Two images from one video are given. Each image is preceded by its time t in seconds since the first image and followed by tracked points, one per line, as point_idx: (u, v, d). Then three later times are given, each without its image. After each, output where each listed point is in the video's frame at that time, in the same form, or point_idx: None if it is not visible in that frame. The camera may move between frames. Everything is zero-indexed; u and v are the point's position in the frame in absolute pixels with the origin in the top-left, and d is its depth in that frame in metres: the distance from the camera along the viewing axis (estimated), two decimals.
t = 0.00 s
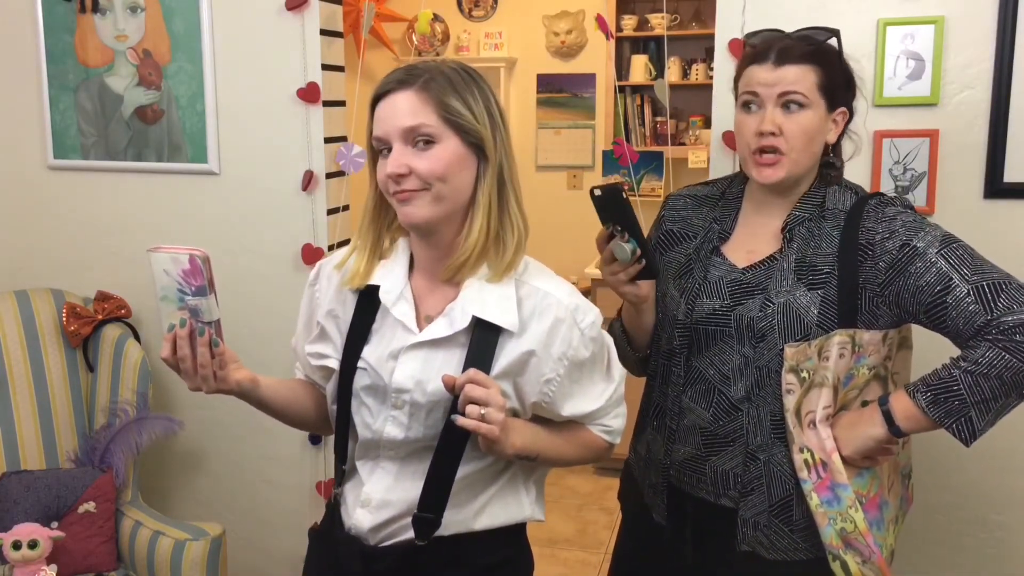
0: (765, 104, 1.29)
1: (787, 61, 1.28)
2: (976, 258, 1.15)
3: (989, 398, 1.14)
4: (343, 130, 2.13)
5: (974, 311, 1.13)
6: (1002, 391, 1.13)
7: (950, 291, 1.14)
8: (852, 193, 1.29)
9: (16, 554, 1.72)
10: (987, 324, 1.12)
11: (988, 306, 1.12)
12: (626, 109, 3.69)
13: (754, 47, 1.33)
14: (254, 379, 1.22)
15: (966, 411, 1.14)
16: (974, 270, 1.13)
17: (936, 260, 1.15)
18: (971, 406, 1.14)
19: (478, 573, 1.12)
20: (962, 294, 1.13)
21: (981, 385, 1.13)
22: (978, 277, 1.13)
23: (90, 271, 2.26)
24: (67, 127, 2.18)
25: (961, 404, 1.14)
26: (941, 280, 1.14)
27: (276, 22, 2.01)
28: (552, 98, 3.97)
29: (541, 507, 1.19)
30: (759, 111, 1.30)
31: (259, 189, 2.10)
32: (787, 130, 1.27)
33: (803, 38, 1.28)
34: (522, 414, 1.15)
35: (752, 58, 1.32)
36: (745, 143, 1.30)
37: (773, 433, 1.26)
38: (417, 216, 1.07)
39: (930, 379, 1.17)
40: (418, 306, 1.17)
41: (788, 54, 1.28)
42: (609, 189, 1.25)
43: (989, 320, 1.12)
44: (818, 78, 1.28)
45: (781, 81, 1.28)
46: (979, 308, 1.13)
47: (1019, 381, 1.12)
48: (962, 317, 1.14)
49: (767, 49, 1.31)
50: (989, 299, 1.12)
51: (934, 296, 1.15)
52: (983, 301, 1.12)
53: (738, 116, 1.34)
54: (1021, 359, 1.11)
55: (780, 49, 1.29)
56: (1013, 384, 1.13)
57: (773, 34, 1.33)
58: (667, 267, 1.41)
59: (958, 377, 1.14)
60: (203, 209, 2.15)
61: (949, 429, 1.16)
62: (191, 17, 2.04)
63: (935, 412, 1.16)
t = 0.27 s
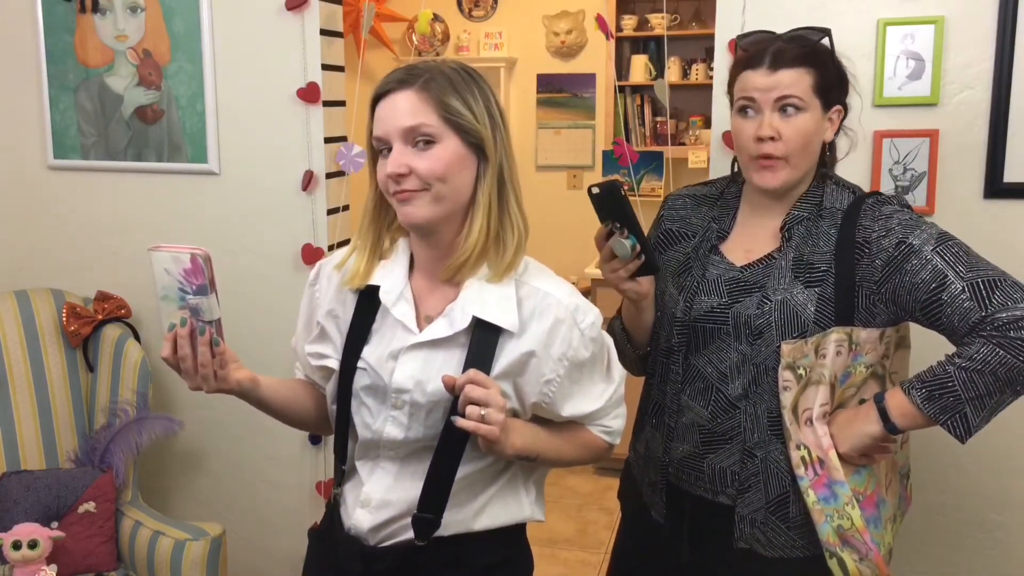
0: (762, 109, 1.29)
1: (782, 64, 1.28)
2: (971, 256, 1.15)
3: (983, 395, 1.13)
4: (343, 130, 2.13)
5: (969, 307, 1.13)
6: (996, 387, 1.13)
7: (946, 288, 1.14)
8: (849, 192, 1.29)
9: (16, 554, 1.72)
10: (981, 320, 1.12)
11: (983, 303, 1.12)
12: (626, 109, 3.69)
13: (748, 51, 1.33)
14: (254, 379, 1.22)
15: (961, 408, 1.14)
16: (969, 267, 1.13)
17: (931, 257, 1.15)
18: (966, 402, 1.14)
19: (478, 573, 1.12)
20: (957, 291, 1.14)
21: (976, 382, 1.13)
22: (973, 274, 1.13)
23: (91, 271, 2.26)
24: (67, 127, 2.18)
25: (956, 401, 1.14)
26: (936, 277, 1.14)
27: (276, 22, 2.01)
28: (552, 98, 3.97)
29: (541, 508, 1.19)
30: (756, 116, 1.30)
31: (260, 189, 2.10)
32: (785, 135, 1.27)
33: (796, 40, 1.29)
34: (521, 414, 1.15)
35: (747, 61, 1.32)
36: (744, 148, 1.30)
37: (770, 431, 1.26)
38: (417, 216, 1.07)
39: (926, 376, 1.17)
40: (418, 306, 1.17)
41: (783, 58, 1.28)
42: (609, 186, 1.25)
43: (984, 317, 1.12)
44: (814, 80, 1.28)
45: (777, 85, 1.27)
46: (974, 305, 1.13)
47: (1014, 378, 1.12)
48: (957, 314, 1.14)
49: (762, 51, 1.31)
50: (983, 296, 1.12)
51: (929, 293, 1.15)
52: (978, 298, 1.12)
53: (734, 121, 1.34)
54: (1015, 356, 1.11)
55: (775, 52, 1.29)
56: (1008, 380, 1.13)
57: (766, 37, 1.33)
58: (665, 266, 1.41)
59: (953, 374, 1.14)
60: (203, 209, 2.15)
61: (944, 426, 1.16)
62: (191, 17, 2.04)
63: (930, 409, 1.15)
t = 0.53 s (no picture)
0: (755, 108, 1.29)
1: (776, 64, 1.28)
2: (966, 253, 1.15)
3: (978, 391, 1.13)
4: (343, 130, 2.13)
5: (964, 303, 1.13)
6: (991, 383, 1.13)
7: (941, 284, 1.14)
8: (846, 191, 1.29)
9: (16, 554, 1.72)
10: (976, 315, 1.12)
11: (978, 298, 1.12)
12: (626, 109, 3.69)
13: (744, 49, 1.34)
14: (254, 378, 1.22)
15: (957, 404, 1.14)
16: (964, 263, 1.13)
17: (926, 254, 1.15)
18: (962, 398, 1.14)
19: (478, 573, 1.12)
20: (952, 287, 1.13)
21: (972, 377, 1.13)
22: (968, 270, 1.13)
23: (90, 271, 2.26)
24: (67, 127, 2.18)
25: (952, 397, 1.14)
26: (931, 273, 1.14)
27: (276, 22, 2.01)
28: (552, 98, 3.97)
29: (541, 508, 1.19)
30: (750, 115, 1.30)
31: (260, 189, 2.10)
32: (779, 134, 1.27)
33: (791, 40, 1.29)
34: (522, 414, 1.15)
35: (742, 60, 1.32)
36: (738, 146, 1.30)
37: (767, 428, 1.26)
38: (416, 216, 1.07)
39: (922, 372, 1.17)
40: (419, 306, 1.17)
41: (778, 57, 1.28)
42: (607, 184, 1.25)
43: (978, 313, 1.12)
44: (808, 79, 1.28)
45: (770, 84, 1.28)
46: (969, 301, 1.13)
47: (1009, 374, 1.12)
48: (953, 310, 1.14)
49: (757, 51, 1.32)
50: (978, 292, 1.12)
51: (925, 290, 1.15)
52: (973, 294, 1.12)
53: (729, 120, 1.34)
54: (1011, 351, 1.10)
55: (770, 52, 1.29)
56: (1003, 376, 1.12)
57: (762, 36, 1.34)
58: (663, 265, 1.41)
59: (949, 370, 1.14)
60: (203, 209, 2.15)
61: (940, 422, 1.16)
62: (191, 17, 2.04)
63: (927, 405, 1.16)
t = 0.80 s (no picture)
0: (755, 106, 1.29)
1: (775, 63, 1.29)
2: (964, 253, 1.15)
3: (975, 390, 1.13)
4: (343, 130, 2.13)
5: (962, 303, 1.13)
6: (988, 383, 1.13)
7: (939, 284, 1.14)
8: (844, 190, 1.29)
9: (16, 554, 1.72)
10: (974, 315, 1.12)
11: (976, 298, 1.12)
12: (626, 109, 3.69)
13: (743, 49, 1.34)
14: (256, 378, 1.22)
15: (954, 404, 1.14)
16: (963, 263, 1.13)
17: (925, 254, 1.15)
18: (960, 398, 1.14)
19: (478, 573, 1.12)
20: (951, 287, 1.13)
21: (969, 377, 1.13)
22: (966, 270, 1.13)
23: (91, 271, 2.26)
24: (67, 127, 2.18)
25: (950, 396, 1.14)
26: (930, 273, 1.14)
27: (277, 22, 2.01)
28: (552, 99, 3.97)
29: (541, 506, 1.19)
30: (750, 113, 1.30)
31: (259, 189, 2.10)
32: (781, 132, 1.27)
33: (790, 39, 1.29)
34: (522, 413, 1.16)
35: (742, 60, 1.32)
36: (738, 145, 1.30)
37: (766, 427, 1.26)
38: (434, 209, 1.08)
39: (920, 372, 1.17)
40: (418, 305, 1.17)
41: (777, 56, 1.29)
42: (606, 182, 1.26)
43: (976, 313, 1.12)
44: (807, 77, 1.28)
45: (770, 82, 1.28)
46: (968, 300, 1.13)
47: (1007, 373, 1.12)
48: (951, 310, 1.14)
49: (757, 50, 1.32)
50: (976, 292, 1.12)
51: (923, 290, 1.15)
52: (971, 293, 1.12)
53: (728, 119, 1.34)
54: (1009, 350, 1.10)
55: (769, 51, 1.29)
56: (1000, 376, 1.12)
57: (760, 36, 1.34)
58: (662, 265, 1.41)
59: (947, 369, 1.14)
60: (203, 209, 2.15)
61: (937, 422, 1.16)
62: (191, 17, 2.04)
63: (924, 404, 1.15)
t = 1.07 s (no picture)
0: (751, 105, 1.29)
1: (771, 62, 1.28)
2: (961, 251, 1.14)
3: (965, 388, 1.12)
4: (343, 130, 2.13)
5: (958, 301, 1.12)
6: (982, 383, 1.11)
7: (936, 282, 1.13)
8: (842, 190, 1.29)
9: (16, 554, 1.72)
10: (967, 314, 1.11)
11: (973, 297, 1.11)
12: (626, 109, 3.69)
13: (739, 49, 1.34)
14: (256, 379, 1.22)
15: (948, 403, 1.13)
16: (961, 263, 1.12)
17: (923, 253, 1.14)
18: (952, 394, 1.13)
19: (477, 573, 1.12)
20: (948, 285, 1.12)
21: (963, 373, 1.12)
22: (964, 269, 1.12)
23: (90, 271, 2.26)
24: (67, 127, 2.18)
25: (942, 391, 1.13)
26: (927, 271, 1.13)
27: (277, 22, 2.01)
28: (553, 98, 3.97)
29: (541, 501, 1.19)
30: (746, 112, 1.30)
31: (259, 190, 2.10)
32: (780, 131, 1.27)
33: (786, 37, 1.29)
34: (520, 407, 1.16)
35: (737, 60, 1.32)
36: (734, 143, 1.31)
37: (764, 427, 1.26)
38: (466, 203, 1.10)
39: (915, 366, 1.16)
40: (415, 304, 1.17)
41: (772, 56, 1.29)
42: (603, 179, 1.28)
43: (971, 312, 1.11)
44: (803, 76, 1.28)
45: (766, 81, 1.28)
46: (964, 299, 1.11)
47: (1000, 371, 1.11)
48: (947, 308, 1.13)
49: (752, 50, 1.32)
50: (972, 292, 1.11)
51: (920, 288, 1.14)
52: (968, 292, 1.11)
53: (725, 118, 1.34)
54: (1004, 348, 1.09)
55: (764, 50, 1.30)
56: (994, 374, 1.11)
57: (756, 36, 1.34)
58: (660, 265, 1.41)
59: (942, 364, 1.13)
60: (203, 209, 2.15)
61: (928, 417, 1.15)
62: (191, 17, 2.05)
63: (918, 398, 1.14)
